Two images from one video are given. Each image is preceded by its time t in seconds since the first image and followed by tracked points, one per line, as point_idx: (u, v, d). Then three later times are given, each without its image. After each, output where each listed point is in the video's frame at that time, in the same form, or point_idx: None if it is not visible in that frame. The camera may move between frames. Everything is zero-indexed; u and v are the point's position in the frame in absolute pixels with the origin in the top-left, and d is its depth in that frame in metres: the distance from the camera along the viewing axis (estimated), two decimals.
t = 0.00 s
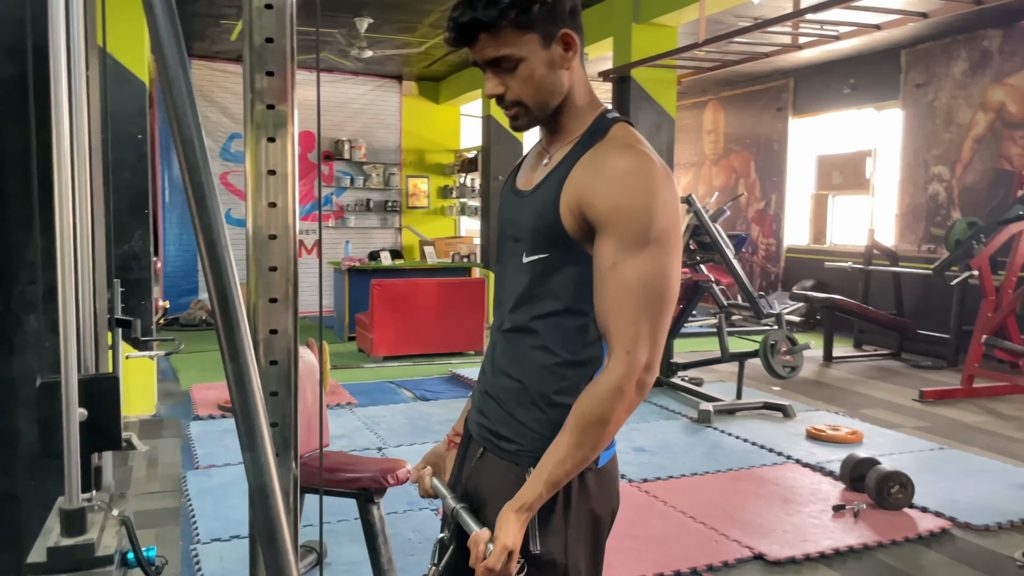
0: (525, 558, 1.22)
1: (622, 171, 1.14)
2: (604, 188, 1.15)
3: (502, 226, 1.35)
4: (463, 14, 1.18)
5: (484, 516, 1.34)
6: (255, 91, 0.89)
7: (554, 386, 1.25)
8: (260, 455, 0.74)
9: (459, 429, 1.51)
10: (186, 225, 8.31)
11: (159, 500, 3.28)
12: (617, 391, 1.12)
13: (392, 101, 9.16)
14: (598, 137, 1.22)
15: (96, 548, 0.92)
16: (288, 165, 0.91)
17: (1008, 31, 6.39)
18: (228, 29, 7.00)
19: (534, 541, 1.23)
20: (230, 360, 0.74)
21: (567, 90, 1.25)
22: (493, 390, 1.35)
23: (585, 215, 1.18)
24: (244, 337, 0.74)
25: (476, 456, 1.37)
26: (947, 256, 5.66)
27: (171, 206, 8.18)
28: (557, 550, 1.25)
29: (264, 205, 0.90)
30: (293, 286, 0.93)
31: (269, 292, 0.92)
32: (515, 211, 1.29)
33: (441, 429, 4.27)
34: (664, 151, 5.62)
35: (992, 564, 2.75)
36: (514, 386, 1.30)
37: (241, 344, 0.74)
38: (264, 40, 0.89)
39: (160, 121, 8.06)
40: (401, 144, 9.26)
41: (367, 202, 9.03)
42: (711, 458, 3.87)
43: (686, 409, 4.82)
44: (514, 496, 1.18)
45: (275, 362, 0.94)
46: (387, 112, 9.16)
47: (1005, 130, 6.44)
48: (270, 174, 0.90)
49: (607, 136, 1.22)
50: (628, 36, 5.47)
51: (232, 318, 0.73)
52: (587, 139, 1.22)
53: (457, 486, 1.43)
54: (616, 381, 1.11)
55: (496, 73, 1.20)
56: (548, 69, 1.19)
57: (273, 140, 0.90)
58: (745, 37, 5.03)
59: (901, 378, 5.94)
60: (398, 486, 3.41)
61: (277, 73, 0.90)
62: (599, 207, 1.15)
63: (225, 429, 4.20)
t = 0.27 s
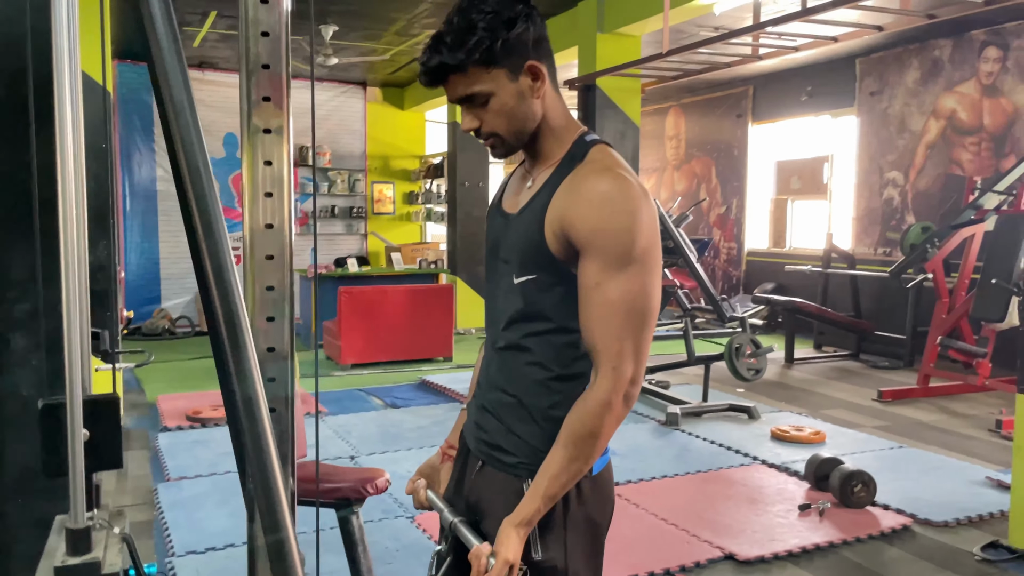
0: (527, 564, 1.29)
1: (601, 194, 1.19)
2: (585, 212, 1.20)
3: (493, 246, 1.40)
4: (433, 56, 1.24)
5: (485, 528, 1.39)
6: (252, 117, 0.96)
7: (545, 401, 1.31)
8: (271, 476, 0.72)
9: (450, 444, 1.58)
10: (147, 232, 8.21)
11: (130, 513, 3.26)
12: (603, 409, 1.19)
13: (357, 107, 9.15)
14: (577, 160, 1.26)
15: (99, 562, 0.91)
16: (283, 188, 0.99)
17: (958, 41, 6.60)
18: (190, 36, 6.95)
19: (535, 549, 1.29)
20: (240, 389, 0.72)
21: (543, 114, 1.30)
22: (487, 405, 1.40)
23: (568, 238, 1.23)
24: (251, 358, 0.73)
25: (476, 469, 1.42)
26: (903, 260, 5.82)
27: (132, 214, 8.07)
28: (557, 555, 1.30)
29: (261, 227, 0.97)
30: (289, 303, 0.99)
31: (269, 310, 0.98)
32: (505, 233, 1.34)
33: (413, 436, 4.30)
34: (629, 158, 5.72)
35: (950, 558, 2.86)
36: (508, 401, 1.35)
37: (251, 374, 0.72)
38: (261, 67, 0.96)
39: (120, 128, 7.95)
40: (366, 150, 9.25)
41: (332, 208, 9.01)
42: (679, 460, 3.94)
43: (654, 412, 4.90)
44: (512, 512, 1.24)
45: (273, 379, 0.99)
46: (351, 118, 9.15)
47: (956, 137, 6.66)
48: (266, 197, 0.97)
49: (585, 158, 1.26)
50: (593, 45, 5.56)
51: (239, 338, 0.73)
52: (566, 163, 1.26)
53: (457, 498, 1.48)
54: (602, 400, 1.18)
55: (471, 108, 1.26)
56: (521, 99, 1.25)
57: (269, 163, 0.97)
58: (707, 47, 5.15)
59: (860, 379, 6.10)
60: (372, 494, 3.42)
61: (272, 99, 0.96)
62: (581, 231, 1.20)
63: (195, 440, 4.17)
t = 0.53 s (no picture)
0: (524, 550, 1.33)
1: (579, 203, 1.26)
2: (564, 219, 1.26)
3: (477, 255, 1.44)
4: (410, 86, 1.30)
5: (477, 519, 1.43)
6: (262, 132, 1.00)
7: (533, 400, 1.36)
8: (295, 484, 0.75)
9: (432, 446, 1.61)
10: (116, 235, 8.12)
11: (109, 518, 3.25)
12: (591, 399, 1.25)
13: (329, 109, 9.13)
14: (554, 172, 1.32)
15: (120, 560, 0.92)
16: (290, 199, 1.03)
17: (920, 48, 6.77)
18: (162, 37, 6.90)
19: (532, 535, 1.33)
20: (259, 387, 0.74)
21: (518, 136, 1.35)
22: (479, 404, 1.44)
23: (551, 245, 1.28)
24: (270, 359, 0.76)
25: (469, 464, 1.45)
26: (869, 261, 5.97)
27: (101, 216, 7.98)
28: (552, 542, 1.35)
29: (269, 237, 1.01)
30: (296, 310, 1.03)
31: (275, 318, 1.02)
32: (489, 244, 1.39)
33: (391, 438, 4.32)
34: (602, 162, 5.79)
35: (918, 551, 2.96)
36: (498, 400, 1.40)
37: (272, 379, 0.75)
38: (270, 83, 1.00)
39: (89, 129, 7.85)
40: (338, 152, 9.23)
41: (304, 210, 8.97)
42: (655, 459, 4.02)
43: (629, 412, 4.97)
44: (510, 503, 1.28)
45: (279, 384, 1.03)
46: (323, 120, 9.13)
47: (919, 141, 6.83)
48: (275, 208, 1.01)
49: (560, 170, 1.32)
50: (567, 49, 5.63)
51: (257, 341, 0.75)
52: (543, 175, 1.32)
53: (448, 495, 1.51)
54: (588, 391, 1.25)
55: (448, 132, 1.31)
56: (495, 121, 1.30)
57: (278, 176, 1.01)
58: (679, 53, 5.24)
59: (828, 378, 6.23)
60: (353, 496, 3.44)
61: (282, 113, 1.01)
62: (562, 237, 1.26)
63: (172, 444, 4.16)
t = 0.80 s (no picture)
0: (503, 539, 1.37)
1: (549, 208, 1.30)
2: (535, 223, 1.30)
3: (452, 258, 1.48)
4: (388, 102, 1.33)
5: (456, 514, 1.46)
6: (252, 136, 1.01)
7: (508, 396, 1.40)
8: (288, 490, 0.77)
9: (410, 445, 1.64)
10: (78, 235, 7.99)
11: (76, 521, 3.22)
12: (561, 391, 1.30)
13: (296, 109, 9.09)
14: (526, 177, 1.36)
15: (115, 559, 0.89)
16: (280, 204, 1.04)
17: (879, 55, 6.95)
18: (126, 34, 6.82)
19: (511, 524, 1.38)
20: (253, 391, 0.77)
21: (495, 145, 1.40)
22: (458, 401, 1.48)
23: (524, 247, 1.32)
24: (263, 365, 0.79)
25: (449, 459, 1.48)
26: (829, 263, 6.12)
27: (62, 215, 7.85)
28: (529, 532, 1.40)
29: (258, 240, 1.02)
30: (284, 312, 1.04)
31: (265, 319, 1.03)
32: (465, 248, 1.42)
33: (361, 439, 4.34)
34: (571, 164, 5.86)
35: (876, 544, 3.06)
36: (476, 397, 1.44)
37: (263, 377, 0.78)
38: (261, 90, 1.01)
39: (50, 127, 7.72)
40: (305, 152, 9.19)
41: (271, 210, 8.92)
42: (623, 457, 4.09)
43: (596, 412, 5.04)
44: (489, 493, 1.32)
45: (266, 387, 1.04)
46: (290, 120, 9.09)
47: (877, 146, 7.01)
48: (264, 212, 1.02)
49: (532, 175, 1.37)
50: (536, 53, 5.69)
51: (252, 347, 0.78)
52: (516, 181, 1.36)
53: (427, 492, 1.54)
54: (558, 385, 1.30)
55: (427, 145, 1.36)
56: (471, 133, 1.35)
57: (267, 181, 1.02)
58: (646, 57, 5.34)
59: (790, 377, 6.37)
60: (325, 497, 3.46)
61: (271, 119, 1.02)
62: (533, 239, 1.30)
63: (139, 445, 4.13)
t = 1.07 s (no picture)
0: (486, 526, 1.43)
1: (526, 206, 1.33)
2: (512, 220, 1.33)
3: (425, 251, 1.47)
4: (365, 102, 1.35)
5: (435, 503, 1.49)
6: (229, 131, 1.02)
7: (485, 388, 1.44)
8: (267, 483, 0.79)
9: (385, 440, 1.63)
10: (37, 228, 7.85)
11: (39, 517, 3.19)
12: (542, 384, 1.34)
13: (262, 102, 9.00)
14: (503, 175, 1.39)
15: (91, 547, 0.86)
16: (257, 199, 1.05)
17: (841, 56, 7.08)
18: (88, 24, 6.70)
19: (493, 512, 1.44)
20: (232, 383, 0.79)
21: (470, 141, 1.42)
22: (434, 394, 1.50)
23: (503, 243, 1.35)
24: (241, 358, 0.81)
25: (426, 452, 1.51)
26: (792, 260, 6.23)
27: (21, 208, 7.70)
28: (510, 519, 1.46)
29: (235, 234, 1.03)
30: (260, 305, 1.05)
31: (243, 312, 1.04)
32: (440, 243, 1.44)
33: (330, 434, 4.34)
34: (539, 160, 5.90)
35: (835, 534, 3.15)
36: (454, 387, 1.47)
37: (241, 369, 0.80)
38: (238, 86, 1.02)
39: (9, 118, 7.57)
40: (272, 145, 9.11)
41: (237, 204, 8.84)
42: (590, 451, 4.14)
43: (565, 406, 5.09)
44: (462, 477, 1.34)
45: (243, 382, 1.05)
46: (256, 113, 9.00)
47: (839, 145, 7.15)
48: (241, 207, 1.03)
49: (509, 173, 1.39)
50: (505, 49, 5.72)
51: (232, 341, 0.80)
52: (493, 178, 1.39)
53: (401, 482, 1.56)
54: (537, 378, 1.34)
55: (406, 143, 1.38)
56: (448, 130, 1.38)
57: (244, 177, 1.03)
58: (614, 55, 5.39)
59: (753, 372, 6.48)
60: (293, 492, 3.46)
61: (248, 115, 1.03)
62: (513, 237, 1.33)
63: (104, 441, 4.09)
